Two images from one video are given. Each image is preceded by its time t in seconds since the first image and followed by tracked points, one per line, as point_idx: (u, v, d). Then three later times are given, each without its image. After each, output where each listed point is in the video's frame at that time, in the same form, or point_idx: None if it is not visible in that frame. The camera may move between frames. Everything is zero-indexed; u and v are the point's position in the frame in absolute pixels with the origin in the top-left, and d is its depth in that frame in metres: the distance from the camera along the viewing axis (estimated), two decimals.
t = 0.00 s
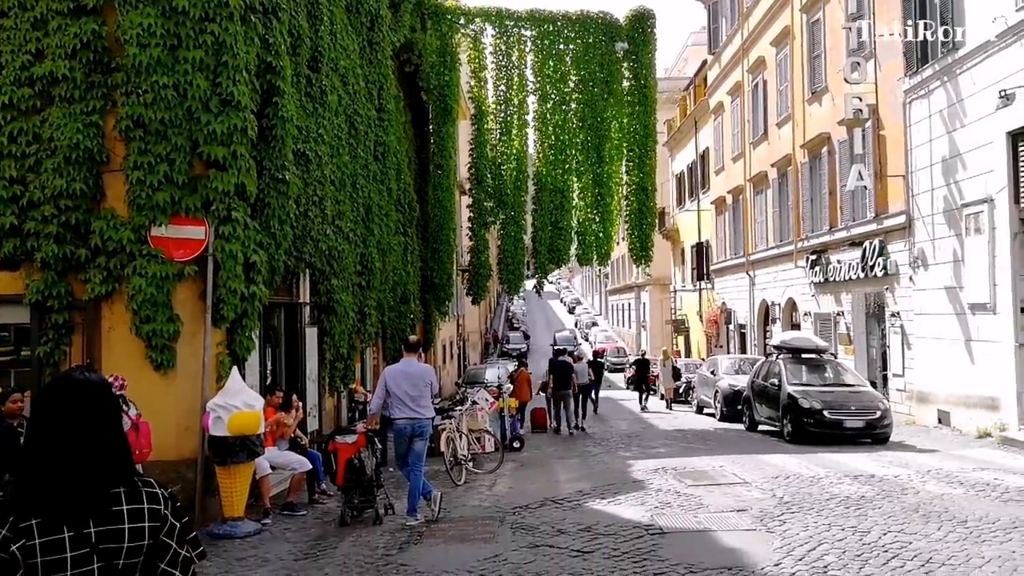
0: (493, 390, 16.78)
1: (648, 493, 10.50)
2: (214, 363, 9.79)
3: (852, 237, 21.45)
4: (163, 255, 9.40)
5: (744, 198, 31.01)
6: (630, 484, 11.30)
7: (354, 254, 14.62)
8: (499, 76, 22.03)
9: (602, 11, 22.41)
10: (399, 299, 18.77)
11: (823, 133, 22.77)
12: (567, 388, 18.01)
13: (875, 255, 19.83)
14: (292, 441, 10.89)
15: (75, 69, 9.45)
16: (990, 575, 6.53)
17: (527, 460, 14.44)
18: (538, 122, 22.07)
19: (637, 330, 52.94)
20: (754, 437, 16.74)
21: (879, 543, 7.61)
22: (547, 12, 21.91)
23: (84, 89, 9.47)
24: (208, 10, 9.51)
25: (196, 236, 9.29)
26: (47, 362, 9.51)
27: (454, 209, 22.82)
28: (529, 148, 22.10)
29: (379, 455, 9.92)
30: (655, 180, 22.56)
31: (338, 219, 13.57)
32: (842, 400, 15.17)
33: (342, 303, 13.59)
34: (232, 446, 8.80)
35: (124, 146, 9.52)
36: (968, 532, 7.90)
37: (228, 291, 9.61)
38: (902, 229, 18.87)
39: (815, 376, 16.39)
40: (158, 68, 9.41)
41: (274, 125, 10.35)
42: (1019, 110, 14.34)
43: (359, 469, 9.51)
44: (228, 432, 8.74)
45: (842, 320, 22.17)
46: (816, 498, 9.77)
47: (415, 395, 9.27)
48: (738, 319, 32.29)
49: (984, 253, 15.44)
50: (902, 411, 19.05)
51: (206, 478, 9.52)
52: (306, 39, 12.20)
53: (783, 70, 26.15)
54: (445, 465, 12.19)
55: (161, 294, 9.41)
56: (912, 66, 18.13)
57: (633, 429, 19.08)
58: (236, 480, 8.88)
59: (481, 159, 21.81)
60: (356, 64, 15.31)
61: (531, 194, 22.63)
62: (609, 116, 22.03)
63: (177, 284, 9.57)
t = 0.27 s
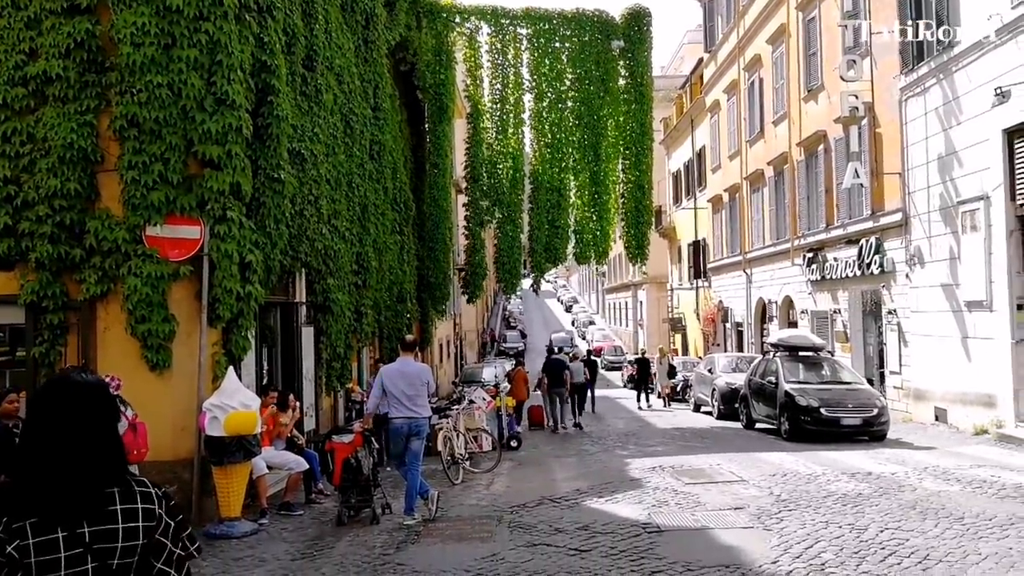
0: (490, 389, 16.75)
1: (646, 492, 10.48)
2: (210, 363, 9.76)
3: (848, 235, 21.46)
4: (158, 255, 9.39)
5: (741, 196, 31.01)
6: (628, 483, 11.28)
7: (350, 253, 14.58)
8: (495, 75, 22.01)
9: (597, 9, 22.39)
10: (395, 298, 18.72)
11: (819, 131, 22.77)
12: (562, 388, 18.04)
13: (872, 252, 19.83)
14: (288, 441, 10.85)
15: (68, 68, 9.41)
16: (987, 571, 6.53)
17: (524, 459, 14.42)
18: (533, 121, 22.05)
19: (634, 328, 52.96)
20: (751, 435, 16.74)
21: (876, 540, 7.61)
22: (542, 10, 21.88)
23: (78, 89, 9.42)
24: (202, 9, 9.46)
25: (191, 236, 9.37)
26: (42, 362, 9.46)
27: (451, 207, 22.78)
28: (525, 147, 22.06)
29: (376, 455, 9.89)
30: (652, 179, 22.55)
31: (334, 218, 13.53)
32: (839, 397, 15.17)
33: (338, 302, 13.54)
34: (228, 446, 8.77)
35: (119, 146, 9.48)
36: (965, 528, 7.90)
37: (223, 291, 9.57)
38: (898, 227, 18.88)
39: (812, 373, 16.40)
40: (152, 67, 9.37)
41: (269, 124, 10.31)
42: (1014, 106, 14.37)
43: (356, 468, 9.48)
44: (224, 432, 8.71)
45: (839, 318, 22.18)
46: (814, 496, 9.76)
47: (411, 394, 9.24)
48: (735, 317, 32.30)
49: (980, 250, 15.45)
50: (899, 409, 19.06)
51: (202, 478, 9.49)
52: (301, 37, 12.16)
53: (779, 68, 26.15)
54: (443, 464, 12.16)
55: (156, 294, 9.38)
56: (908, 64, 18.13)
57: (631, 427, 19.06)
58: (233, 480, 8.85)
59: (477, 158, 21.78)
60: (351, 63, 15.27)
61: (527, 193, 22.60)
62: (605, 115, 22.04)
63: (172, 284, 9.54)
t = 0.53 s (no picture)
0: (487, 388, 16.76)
1: (642, 490, 10.49)
2: (207, 362, 9.75)
3: (845, 233, 21.48)
4: (155, 254, 9.35)
5: (738, 195, 31.03)
6: (625, 481, 11.29)
7: (347, 252, 14.57)
8: (493, 74, 22.00)
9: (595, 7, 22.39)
10: (392, 297, 18.72)
11: (816, 130, 22.79)
12: (557, 387, 18.08)
13: (868, 251, 19.86)
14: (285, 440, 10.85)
15: (65, 67, 9.39)
16: (983, 569, 6.54)
17: (522, 458, 14.43)
18: (531, 120, 22.05)
19: (632, 327, 53.00)
20: (748, 434, 16.76)
21: (873, 538, 7.61)
22: (540, 9, 21.88)
23: (74, 87, 9.40)
24: (199, 7, 9.46)
25: (188, 235, 9.30)
26: (38, 361, 9.45)
27: (448, 206, 22.78)
28: (523, 145, 22.06)
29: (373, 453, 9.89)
30: (649, 178, 22.57)
31: (331, 217, 13.52)
32: (836, 396, 15.19)
33: (335, 301, 13.53)
34: (225, 445, 8.76)
35: (116, 144, 9.46)
36: (962, 527, 7.92)
37: (220, 290, 9.57)
38: (895, 226, 18.90)
39: (809, 372, 16.42)
40: (149, 66, 9.35)
41: (266, 122, 10.30)
42: (1011, 105, 14.39)
43: (353, 467, 9.48)
44: (221, 431, 8.71)
45: (836, 316, 22.21)
46: (810, 494, 9.77)
47: (408, 393, 9.24)
48: (733, 316, 32.32)
49: (977, 249, 15.47)
50: (896, 407, 19.09)
51: (199, 477, 9.49)
52: (298, 36, 12.15)
53: (777, 67, 26.15)
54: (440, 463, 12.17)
55: (153, 293, 9.36)
56: (905, 63, 18.14)
57: (628, 426, 19.09)
58: (230, 479, 8.84)
59: (475, 157, 21.78)
60: (349, 61, 15.26)
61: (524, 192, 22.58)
62: (603, 114, 22.06)
63: (169, 283, 9.52)
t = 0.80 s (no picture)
0: (487, 386, 16.77)
1: (642, 488, 10.50)
2: (206, 361, 9.75)
3: (844, 231, 21.49)
4: (154, 254, 9.34)
5: (737, 193, 31.04)
6: (625, 479, 11.31)
7: (346, 251, 14.57)
8: (491, 72, 22.00)
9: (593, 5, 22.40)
10: (392, 296, 18.73)
11: (815, 128, 22.80)
12: (556, 386, 18.11)
13: (867, 249, 19.88)
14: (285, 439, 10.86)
15: (63, 66, 9.38)
16: (982, 567, 6.53)
17: (521, 456, 14.43)
18: (530, 118, 22.05)
19: (631, 325, 53.01)
20: (748, 432, 16.77)
21: (872, 536, 7.62)
22: (538, 7, 21.89)
23: (73, 87, 9.39)
24: (197, 6, 9.46)
25: (186, 234, 9.26)
26: (37, 361, 9.46)
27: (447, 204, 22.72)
28: (522, 144, 22.05)
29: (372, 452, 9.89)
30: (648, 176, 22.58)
31: (330, 216, 13.51)
32: (835, 394, 15.19)
33: (333, 300, 13.52)
34: (224, 444, 8.75)
35: (114, 143, 9.45)
36: (960, 524, 7.92)
37: (219, 289, 9.56)
38: (893, 223, 18.92)
39: (808, 370, 16.43)
40: (147, 64, 9.33)
41: (265, 121, 10.29)
42: (1009, 103, 14.40)
43: (352, 466, 9.47)
44: (221, 431, 8.70)
45: (834, 314, 22.23)
46: (809, 492, 9.78)
47: (407, 392, 9.24)
48: (731, 314, 32.33)
49: (975, 247, 15.48)
50: (895, 405, 19.10)
51: (198, 476, 9.48)
52: (296, 35, 12.15)
53: (775, 65, 26.15)
54: (439, 462, 12.16)
55: (152, 292, 9.35)
56: (903, 61, 18.14)
57: (627, 424, 19.10)
58: (229, 478, 8.85)
59: (473, 156, 21.77)
60: (347, 60, 15.25)
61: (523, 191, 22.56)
62: (602, 112, 22.06)
63: (168, 282, 9.52)
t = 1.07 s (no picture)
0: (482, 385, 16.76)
1: (637, 488, 10.51)
2: (199, 360, 9.72)
3: (838, 231, 21.53)
4: (147, 253, 9.31)
5: (732, 193, 31.08)
6: (620, 479, 11.31)
7: (341, 250, 14.55)
8: (487, 71, 21.99)
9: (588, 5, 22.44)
10: (386, 295, 18.71)
11: (810, 127, 22.82)
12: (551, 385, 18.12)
13: (861, 249, 19.92)
14: (279, 439, 10.83)
15: (56, 64, 9.35)
16: (976, 565, 6.55)
17: (516, 455, 14.43)
18: (525, 117, 22.05)
19: (626, 325, 53.04)
20: (742, 431, 16.78)
21: (867, 535, 7.63)
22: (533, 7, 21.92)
23: (66, 85, 9.37)
24: (191, 4, 9.44)
25: (180, 233, 9.06)
26: (30, 360, 9.42)
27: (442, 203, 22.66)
28: (517, 143, 22.05)
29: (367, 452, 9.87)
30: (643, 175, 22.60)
31: (325, 215, 13.49)
32: (829, 393, 15.21)
33: (328, 299, 13.49)
34: (218, 443, 8.72)
35: (108, 142, 9.43)
36: (954, 523, 7.95)
37: (213, 288, 9.53)
38: (887, 223, 18.95)
39: (803, 369, 16.45)
40: (141, 63, 9.30)
41: (259, 120, 10.27)
42: (1003, 103, 14.44)
43: (347, 466, 9.45)
44: (215, 430, 8.67)
45: (829, 314, 22.27)
46: (804, 491, 9.80)
47: (402, 391, 9.23)
48: (726, 313, 32.37)
49: (969, 246, 15.51)
50: (889, 404, 19.14)
51: (192, 475, 9.46)
52: (291, 34, 12.13)
53: (770, 65, 26.20)
54: (434, 461, 12.15)
55: (145, 291, 9.32)
56: (897, 61, 18.18)
57: (622, 423, 19.09)
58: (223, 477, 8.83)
59: (468, 155, 21.76)
60: (342, 59, 15.23)
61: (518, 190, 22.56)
62: (596, 112, 22.08)
63: (162, 281, 9.49)
